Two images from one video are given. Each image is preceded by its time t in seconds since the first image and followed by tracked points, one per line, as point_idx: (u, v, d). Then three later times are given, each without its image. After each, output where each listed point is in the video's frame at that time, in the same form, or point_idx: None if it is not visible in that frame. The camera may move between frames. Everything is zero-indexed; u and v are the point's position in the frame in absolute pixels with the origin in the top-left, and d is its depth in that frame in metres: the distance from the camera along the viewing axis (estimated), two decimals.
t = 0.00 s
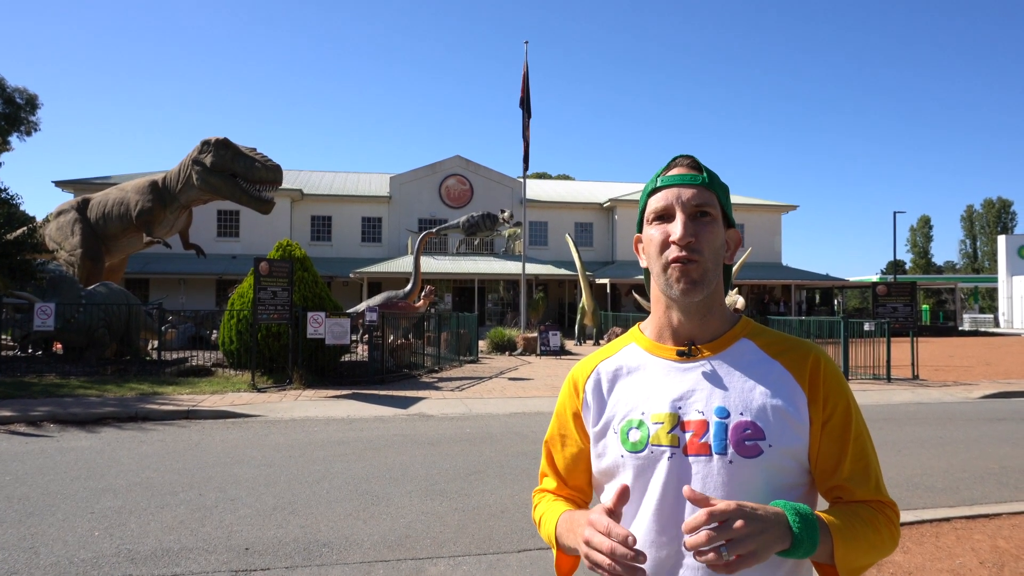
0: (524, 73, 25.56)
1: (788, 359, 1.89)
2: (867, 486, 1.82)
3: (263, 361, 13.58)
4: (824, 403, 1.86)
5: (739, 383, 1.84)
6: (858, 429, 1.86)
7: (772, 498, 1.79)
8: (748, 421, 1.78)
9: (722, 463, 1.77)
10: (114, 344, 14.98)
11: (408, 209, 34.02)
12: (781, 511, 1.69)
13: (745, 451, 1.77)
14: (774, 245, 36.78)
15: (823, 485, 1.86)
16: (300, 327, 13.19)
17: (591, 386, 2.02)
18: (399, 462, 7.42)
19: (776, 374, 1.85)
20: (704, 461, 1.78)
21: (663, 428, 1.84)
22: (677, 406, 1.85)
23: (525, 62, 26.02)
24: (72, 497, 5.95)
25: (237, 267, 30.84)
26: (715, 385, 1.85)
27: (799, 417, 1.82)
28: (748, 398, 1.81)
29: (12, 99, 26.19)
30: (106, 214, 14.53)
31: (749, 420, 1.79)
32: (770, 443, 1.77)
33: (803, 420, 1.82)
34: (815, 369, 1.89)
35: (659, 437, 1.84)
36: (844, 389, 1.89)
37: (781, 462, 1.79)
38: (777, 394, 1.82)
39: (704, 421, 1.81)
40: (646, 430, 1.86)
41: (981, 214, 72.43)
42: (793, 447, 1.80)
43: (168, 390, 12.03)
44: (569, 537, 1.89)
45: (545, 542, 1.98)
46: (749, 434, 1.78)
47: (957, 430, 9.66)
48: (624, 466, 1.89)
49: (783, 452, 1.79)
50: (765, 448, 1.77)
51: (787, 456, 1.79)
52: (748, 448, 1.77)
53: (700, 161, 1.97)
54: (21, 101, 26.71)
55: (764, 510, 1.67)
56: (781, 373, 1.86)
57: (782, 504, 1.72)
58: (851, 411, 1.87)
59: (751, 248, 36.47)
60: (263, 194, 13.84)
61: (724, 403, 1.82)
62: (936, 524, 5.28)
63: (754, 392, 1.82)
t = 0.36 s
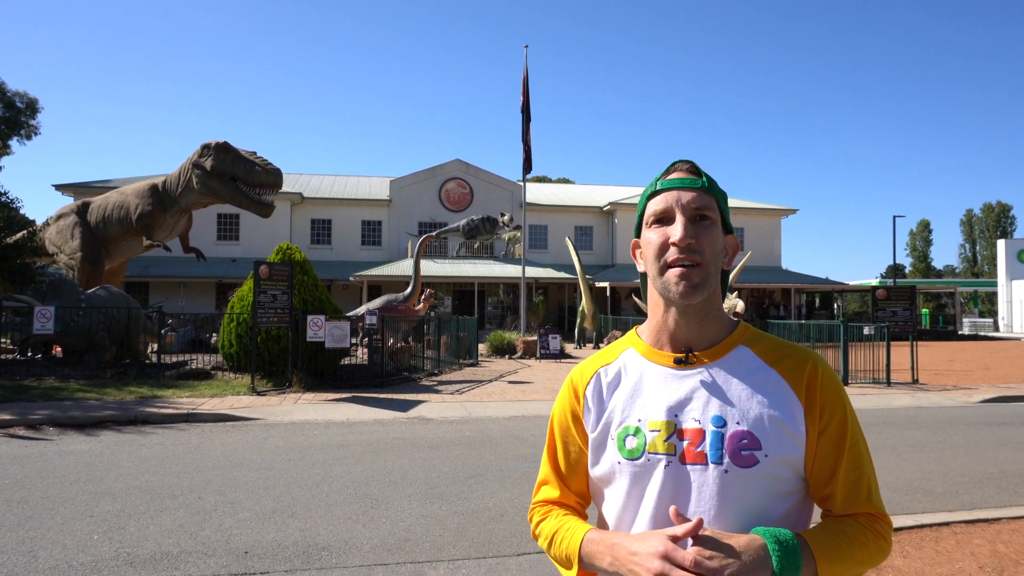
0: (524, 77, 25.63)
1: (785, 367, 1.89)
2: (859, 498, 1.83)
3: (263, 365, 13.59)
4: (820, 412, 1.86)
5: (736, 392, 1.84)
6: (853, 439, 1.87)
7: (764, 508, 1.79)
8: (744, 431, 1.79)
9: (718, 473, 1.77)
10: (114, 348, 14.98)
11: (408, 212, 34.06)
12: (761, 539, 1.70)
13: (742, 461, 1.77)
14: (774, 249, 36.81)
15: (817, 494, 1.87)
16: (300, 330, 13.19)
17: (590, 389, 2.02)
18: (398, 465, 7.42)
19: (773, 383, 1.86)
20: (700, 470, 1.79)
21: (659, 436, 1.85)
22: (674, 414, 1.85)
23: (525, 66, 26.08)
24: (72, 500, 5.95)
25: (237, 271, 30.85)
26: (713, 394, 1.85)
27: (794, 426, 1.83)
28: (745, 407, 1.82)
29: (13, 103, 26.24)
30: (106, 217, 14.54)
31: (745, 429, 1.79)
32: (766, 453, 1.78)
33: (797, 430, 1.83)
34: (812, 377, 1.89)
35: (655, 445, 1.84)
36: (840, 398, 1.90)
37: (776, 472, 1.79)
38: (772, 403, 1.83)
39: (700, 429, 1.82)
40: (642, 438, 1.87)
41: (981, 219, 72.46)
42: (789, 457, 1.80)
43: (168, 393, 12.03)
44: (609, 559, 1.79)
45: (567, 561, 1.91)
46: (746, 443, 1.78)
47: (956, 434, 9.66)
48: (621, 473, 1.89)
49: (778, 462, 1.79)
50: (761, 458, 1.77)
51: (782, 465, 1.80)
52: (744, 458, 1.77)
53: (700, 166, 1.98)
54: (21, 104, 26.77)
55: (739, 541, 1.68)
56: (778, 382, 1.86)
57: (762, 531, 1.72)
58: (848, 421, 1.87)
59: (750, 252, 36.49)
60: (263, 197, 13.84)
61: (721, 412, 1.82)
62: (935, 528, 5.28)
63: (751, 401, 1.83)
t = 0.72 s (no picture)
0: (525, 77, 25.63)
1: (783, 373, 1.89)
2: (857, 497, 1.83)
3: (264, 365, 13.60)
4: (818, 416, 1.87)
5: (734, 403, 1.84)
6: (851, 439, 1.87)
7: (763, 513, 1.80)
8: (744, 440, 1.80)
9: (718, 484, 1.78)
10: (116, 349, 14.99)
11: (409, 213, 34.08)
12: (756, 548, 1.71)
13: (742, 471, 1.78)
14: (775, 249, 36.77)
15: (815, 494, 1.88)
16: (302, 331, 13.21)
17: (586, 400, 2.00)
18: (400, 465, 7.43)
19: (771, 391, 1.86)
20: (701, 481, 1.79)
21: (658, 448, 1.84)
22: (673, 425, 1.85)
23: (525, 66, 26.08)
24: (75, 501, 5.96)
25: (238, 272, 30.88)
26: (711, 404, 1.85)
27: (793, 433, 1.83)
28: (743, 417, 1.82)
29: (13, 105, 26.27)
30: (108, 219, 14.55)
31: (745, 439, 1.80)
32: (766, 461, 1.79)
33: (796, 436, 1.84)
34: (810, 381, 1.89)
35: (654, 457, 1.84)
36: (837, 399, 1.90)
37: (776, 478, 1.81)
38: (771, 412, 1.83)
39: (700, 440, 1.81)
40: (641, 449, 1.86)
41: (982, 218, 72.34)
42: (788, 463, 1.82)
43: (169, 394, 12.06)
44: None
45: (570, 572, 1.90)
46: (746, 453, 1.79)
47: (958, 434, 9.64)
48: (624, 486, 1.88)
49: (776, 468, 1.80)
50: (761, 467, 1.79)
51: (781, 471, 1.81)
52: (745, 468, 1.78)
53: (689, 174, 1.94)
54: (23, 106, 26.85)
55: (735, 551, 1.70)
56: (776, 389, 1.87)
57: (757, 539, 1.73)
58: (845, 422, 1.88)
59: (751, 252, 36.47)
60: (264, 198, 13.85)
61: (719, 423, 1.82)
62: (937, 528, 5.28)
63: (750, 412, 1.83)
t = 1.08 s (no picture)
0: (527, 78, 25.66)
1: (786, 377, 1.90)
2: (858, 500, 1.85)
3: (267, 367, 13.63)
4: (820, 419, 1.88)
5: (738, 408, 1.85)
6: (852, 442, 1.88)
7: (767, 516, 1.82)
8: (747, 444, 1.81)
9: (723, 487, 1.79)
10: (118, 350, 15.06)
11: (410, 214, 34.14)
12: (759, 548, 1.72)
13: (746, 474, 1.79)
14: (777, 250, 36.74)
15: (816, 496, 1.89)
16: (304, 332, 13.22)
17: (590, 403, 2.01)
18: (402, 467, 7.44)
19: (774, 395, 1.87)
20: (705, 484, 1.80)
21: (663, 451, 1.85)
22: (677, 429, 1.86)
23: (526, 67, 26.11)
24: (79, 502, 5.99)
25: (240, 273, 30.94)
26: (715, 408, 1.86)
27: (795, 436, 1.85)
28: (747, 421, 1.84)
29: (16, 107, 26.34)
30: (111, 220, 14.55)
31: (748, 443, 1.81)
32: (769, 465, 1.80)
33: (799, 439, 1.85)
34: (812, 385, 1.90)
35: (659, 460, 1.85)
36: (839, 402, 1.91)
37: (780, 481, 1.82)
38: (774, 416, 1.84)
39: (704, 444, 1.83)
40: (646, 453, 1.87)
41: (984, 220, 72.21)
42: (791, 466, 1.83)
43: (172, 395, 12.10)
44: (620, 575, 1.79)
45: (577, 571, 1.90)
46: (750, 456, 1.80)
47: (960, 435, 9.63)
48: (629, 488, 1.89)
49: (780, 472, 1.81)
50: (765, 470, 1.80)
51: (785, 474, 1.82)
52: (749, 472, 1.79)
53: (691, 181, 1.95)
54: (25, 108, 26.96)
55: (737, 550, 1.71)
56: (780, 393, 1.88)
57: (759, 539, 1.74)
58: (846, 424, 1.89)
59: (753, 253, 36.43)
60: (267, 200, 13.88)
61: (723, 426, 1.83)
62: (939, 529, 5.28)
63: (753, 417, 1.84)
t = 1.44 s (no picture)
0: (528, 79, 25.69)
1: (793, 376, 1.91)
2: (864, 500, 1.86)
3: (269, 368, 13.66)
4: (826, 418, 1.89)
5: (744, 404, 1.87)
6: (858, 441, 1.89)
7: (774, 514, 1.82)
8: (754, 441, 1.82)
9: (729, 482, 1.80)
10: (121, 351, 15.07)
11: (412, 215, 34.17)
12: (765, 544, 1.73)
13: (752, 470, 1.80)
14: (778, 251, 36.71)
15: (823, 495, 1.89)
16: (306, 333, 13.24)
17: (597, 399, 2.02)
18: (404, 467, 7.45)
19: (781, 392, 1.88)
20: (713, 480, 1.81)
21: (669, 447, 1.86)
22: (684, 425, 1.87)
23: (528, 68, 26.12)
24: (82, 503, 6.00)
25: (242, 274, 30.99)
26: (722, 405, 1.87)
27: (802, 434, 1.85)
28: (753, 418, 1.85)
29: (19, 108, 26.40)
30: (113, 222, 14.54)
31: (755, 439, 1.82)
32: (775, 461, 1.81)
33: (806, 437, 1.86)
34: (819, 383, 1.91)
35: (666, 456, 1.86)
36: (846, 401, 1.92)
37: (787, 479, 1.83)
38: (780, 414, 1.85)
39: (710, 440, 1.84)
40: (653, 448, 1.88)
41: (986, 220, 72.09)
42: (798, 464, 1.84)
43: (175, 396, 12.12)
44: (620, 567, 1.82)
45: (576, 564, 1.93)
46: (756, 452, 1.81)
47: (962, 436, 9.63)
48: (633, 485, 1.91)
49: (787, 468, 1.82)
50: (771, 467, 1.81)
51: (792, 471, 1.83)
52: (755, 468, 1.80)
53: (699, 181, 1.97)
54: (28, 110, 27.05)
55: (746, 548, 1.72)
56: (786, 391, 1.89)
57: (765, 536, 1.75)
58: (852, 424, 1.90)
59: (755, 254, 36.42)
60: (268, 201, 13.90)
61: (730, 423, 1.85)
62: (941, 530, 5.28)
63: (759, 413, 1.85)
